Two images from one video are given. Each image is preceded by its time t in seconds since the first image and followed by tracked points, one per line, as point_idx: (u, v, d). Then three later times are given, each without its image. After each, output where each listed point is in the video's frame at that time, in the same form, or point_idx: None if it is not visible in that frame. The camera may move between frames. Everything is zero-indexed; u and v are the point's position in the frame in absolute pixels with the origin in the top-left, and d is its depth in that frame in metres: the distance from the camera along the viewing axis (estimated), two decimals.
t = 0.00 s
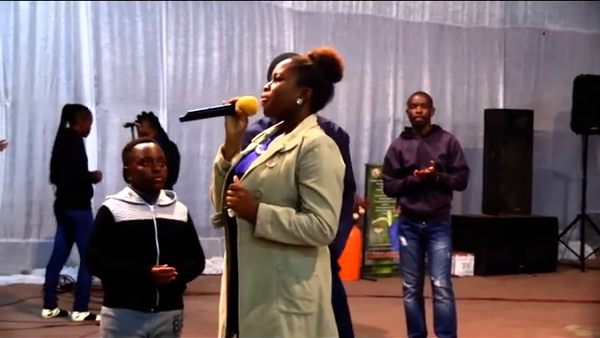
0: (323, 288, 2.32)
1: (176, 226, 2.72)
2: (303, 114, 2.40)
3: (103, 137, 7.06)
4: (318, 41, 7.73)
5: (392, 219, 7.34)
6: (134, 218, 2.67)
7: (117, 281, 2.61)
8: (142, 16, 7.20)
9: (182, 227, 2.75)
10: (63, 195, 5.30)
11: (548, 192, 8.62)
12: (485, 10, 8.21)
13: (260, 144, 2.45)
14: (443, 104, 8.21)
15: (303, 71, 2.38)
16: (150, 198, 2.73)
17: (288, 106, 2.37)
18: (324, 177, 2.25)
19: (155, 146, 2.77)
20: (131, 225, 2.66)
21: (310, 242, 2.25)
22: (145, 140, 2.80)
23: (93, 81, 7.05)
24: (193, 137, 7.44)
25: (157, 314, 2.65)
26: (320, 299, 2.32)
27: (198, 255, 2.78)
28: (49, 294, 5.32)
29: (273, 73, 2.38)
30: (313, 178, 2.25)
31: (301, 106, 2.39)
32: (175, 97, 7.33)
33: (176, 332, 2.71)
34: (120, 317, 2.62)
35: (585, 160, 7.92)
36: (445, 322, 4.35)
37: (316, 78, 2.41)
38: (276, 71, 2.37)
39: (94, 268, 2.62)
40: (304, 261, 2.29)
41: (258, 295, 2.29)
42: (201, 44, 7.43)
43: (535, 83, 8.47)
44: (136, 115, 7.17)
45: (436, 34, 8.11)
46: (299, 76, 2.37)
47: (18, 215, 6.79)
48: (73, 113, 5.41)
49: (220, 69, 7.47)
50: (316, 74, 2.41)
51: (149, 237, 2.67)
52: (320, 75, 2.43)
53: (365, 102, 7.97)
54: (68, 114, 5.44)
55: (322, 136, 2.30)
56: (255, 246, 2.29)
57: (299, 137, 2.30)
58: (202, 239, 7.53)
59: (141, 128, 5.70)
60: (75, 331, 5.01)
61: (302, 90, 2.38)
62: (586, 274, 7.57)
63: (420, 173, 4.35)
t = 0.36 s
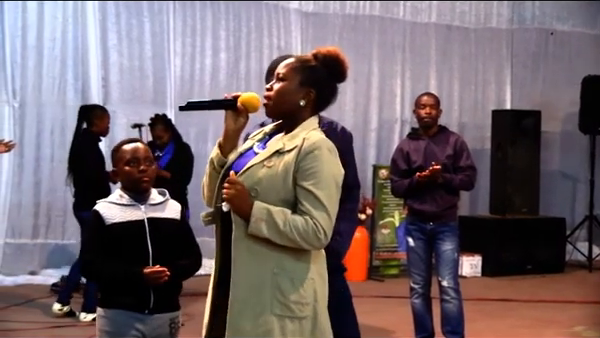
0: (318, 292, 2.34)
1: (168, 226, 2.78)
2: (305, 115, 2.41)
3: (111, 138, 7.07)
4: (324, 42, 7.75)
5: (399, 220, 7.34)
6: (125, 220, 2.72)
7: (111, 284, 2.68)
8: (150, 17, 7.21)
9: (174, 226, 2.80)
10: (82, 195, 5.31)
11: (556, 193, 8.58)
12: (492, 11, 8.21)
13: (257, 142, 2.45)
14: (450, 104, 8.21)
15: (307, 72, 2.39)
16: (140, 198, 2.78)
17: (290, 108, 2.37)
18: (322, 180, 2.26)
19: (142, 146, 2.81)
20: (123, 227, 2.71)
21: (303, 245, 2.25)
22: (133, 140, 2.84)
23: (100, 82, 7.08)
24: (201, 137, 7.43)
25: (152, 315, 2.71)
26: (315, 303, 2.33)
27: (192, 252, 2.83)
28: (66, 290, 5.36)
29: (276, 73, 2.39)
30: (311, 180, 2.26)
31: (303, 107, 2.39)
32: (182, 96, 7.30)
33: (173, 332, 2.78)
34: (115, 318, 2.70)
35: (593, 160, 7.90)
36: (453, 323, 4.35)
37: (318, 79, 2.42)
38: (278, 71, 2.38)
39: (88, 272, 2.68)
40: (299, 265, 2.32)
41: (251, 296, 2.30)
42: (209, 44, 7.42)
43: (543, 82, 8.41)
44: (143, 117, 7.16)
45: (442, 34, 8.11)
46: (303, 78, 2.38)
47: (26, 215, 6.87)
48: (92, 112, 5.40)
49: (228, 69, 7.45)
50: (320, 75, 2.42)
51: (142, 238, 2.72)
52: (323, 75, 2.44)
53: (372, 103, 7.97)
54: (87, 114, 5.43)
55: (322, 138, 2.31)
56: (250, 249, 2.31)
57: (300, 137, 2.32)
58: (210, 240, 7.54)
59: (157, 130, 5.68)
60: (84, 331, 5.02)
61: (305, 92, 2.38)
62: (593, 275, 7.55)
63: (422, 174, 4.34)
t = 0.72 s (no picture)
0: (326, 298, 2.31)
1: (154, 226, 2.74)
2: (316, 116, 2.37)
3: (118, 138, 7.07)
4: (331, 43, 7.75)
5: (406, 221, 7.34)
6: (109, 222, 2.69)
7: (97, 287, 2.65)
8: (157, 18, 7.22)
9: (161, 225, 2.76)
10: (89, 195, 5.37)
11: (563, 193, 8.56)
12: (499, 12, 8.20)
13: (265, 140, 2.43)
14: (457, 104, 8.20)
15: (314, 72, 2.34)
16: (124, 199, 2.75)
17: (300, 109, 2.32)
18: (341, 187, 2.23)
19: (127, 147, 2.76)
20: (107, 229, 2.68)
21: (320, 253, 2.22)
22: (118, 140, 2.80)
23: (107, 83, 7.09)
24: (208, 138, 7.43)
25: (139, 317, 2.70)
26: (324, 309, 2.30)
27: (181, 250, 2.80)
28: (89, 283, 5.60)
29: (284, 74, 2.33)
30: (329, 187, 2.22)
31: (312, 110, 2.34)
32: (189, 98, 7.32)
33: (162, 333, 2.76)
34: (102, 321, 2.68)
35: None
36: (459, 322, 4.35)
37: (325, 78, 2.36)
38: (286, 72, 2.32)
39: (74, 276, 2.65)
40: (310, 271, 2.27)
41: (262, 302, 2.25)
42: (216, 45, 7.42)
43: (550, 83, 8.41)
44: (151, 118, 7.17)
45: (449, 35, 8.10)
46: (310, 78, 2.32)
47: (33, 216, 6.88)
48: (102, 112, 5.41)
49: (235, 69, 7.46)
50: (327, 73, 2.38)
51: (127, 240, 2.69)
52: (329, 73, 2.38)
53: (379, 104, 7.96)
54: (98, 114, 5.44)
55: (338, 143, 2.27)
56: (262, 256, 2.25)
57: (315, 141, 2.27)
58: (217, 240, 7.55)
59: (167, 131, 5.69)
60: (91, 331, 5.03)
61: (315, 93, 2.33)
62: None
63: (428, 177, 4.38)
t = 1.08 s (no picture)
0: (336, 305, 2.37)
1: (153, 227, 2.76)
2: (324, 117, 2.41)
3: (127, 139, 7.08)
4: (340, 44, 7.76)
5: (415, 222, 7.31)
6: (108, 223, 2.69)
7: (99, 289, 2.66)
8: (166, 19, 7.22)
9: (158, 226, 2.78)
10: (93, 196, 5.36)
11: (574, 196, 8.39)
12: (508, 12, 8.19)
13: (274, 143, 2.46)
14: (465, 104, 8.20)
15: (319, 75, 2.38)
16: (123, 201, 2.75)
17: (307, 111, 2.37)
18: (349, 195, 2.27)
19: (127, 150, 2.79)
20: (107, 231, 2.68)
21: (329, 261, 2.27)
22: (114, 143, 2.82)
23: (116, 84, 7.08)
24: (216, 139, 7.44)
25: (142, 318, 2.70)
26: (334, 315, 2.35)
27: (179, 251, 2.81)
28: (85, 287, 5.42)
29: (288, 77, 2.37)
30: (337, 195, 2.27)
31: (319, 111, 2.39)
32: (198, 100, 7.34)
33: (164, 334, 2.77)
34: (105, 323, 2.68)
35: None
36: (469, 323, 4.35)
37: (330, 79, 2.40)
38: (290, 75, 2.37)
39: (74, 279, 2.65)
40: (320, 280, 2.34)
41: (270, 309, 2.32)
42: (224, 46, 7.44)
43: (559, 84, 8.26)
44: (159, 119, 7.19)
45: (458, 36, 8.10)
46: (316, 81, 2.37)
47: (42, 216, 6.90)
48: (104, 112, 5.42)
49: (243, 70, 7.48)
50: (333, 73, 2.42)
51: (127, 241, 2.70)
52: (334, 72, 2.42)
53: (387, 104, 7.98)
54: (99, 115, 5.44)
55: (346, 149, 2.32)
56: (271, 266, 2.32)
57: (324, 147, 2.32)
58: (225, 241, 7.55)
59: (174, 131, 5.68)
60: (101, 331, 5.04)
61: (321, 95, 2.38)
62: None
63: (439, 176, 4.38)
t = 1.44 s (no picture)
0: (345, 302, 2.37)
1: (167, 227, 2.78)
2: (323, 115, 2.40)
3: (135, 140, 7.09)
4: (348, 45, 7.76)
5: (423, 223, 7.31)
6: (125, 224, 2.70)
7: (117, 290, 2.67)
8: (174, 20, 7.23)
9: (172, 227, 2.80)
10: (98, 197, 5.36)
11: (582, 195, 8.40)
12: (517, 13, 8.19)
13: (276, 146, 2.46)
14: (474, 104, 8.19)
15: (317, 72, 2.37)
16: (138, 203, 2.76)
17: (306, 110, 2.36)
18: (356, 188, 2.27)
19: (142, 151, 2.77)
20: (124, 232, 2.69)
21: (343, 255, 2.27)
22: (127, 143, 2.79)
23: (125, 84, 7.07)
24: (224, 139, 7.45)
25: (157, 319, 2.72)
26: (342, 312, 2.35)
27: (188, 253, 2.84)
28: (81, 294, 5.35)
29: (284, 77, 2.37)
30: (345, 190, 2.27)
31: (318, 108, 2.38)
32: (206, 100, 7.33)
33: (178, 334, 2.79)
34: (122, 323, 2.69)
35: None
36: (479, 323, 4.37)
37: (327, 76, 2.40)
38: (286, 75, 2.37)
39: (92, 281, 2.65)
40: (330, 277, 2.33)
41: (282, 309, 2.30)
42: (232, 47, 7.43)
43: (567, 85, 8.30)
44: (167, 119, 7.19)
45: (466, 36, 8.10)
46: (314, 77, 2.37)
47: (51, 216, 6.92)
48: (101, 114, 5.46)
49: (251, 71, 7.47)
50: (330, 70, 2.41)
51: (143, 242, 2.71)
52: (331, 69, 2.42)
53: (396, 105, 7.97)
54: (96, 117, 5.48)
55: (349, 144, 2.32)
56: (283, 266, 2.30)
57: (328, 143, 2.32)
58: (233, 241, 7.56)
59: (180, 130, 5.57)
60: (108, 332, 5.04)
61: (319, 91, 2.37)
62: None
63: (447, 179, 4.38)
